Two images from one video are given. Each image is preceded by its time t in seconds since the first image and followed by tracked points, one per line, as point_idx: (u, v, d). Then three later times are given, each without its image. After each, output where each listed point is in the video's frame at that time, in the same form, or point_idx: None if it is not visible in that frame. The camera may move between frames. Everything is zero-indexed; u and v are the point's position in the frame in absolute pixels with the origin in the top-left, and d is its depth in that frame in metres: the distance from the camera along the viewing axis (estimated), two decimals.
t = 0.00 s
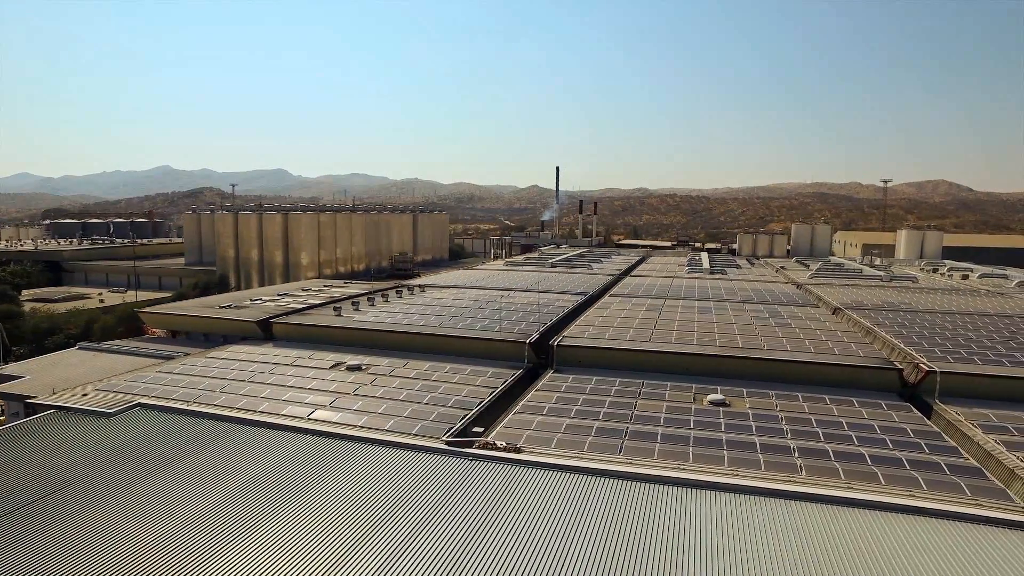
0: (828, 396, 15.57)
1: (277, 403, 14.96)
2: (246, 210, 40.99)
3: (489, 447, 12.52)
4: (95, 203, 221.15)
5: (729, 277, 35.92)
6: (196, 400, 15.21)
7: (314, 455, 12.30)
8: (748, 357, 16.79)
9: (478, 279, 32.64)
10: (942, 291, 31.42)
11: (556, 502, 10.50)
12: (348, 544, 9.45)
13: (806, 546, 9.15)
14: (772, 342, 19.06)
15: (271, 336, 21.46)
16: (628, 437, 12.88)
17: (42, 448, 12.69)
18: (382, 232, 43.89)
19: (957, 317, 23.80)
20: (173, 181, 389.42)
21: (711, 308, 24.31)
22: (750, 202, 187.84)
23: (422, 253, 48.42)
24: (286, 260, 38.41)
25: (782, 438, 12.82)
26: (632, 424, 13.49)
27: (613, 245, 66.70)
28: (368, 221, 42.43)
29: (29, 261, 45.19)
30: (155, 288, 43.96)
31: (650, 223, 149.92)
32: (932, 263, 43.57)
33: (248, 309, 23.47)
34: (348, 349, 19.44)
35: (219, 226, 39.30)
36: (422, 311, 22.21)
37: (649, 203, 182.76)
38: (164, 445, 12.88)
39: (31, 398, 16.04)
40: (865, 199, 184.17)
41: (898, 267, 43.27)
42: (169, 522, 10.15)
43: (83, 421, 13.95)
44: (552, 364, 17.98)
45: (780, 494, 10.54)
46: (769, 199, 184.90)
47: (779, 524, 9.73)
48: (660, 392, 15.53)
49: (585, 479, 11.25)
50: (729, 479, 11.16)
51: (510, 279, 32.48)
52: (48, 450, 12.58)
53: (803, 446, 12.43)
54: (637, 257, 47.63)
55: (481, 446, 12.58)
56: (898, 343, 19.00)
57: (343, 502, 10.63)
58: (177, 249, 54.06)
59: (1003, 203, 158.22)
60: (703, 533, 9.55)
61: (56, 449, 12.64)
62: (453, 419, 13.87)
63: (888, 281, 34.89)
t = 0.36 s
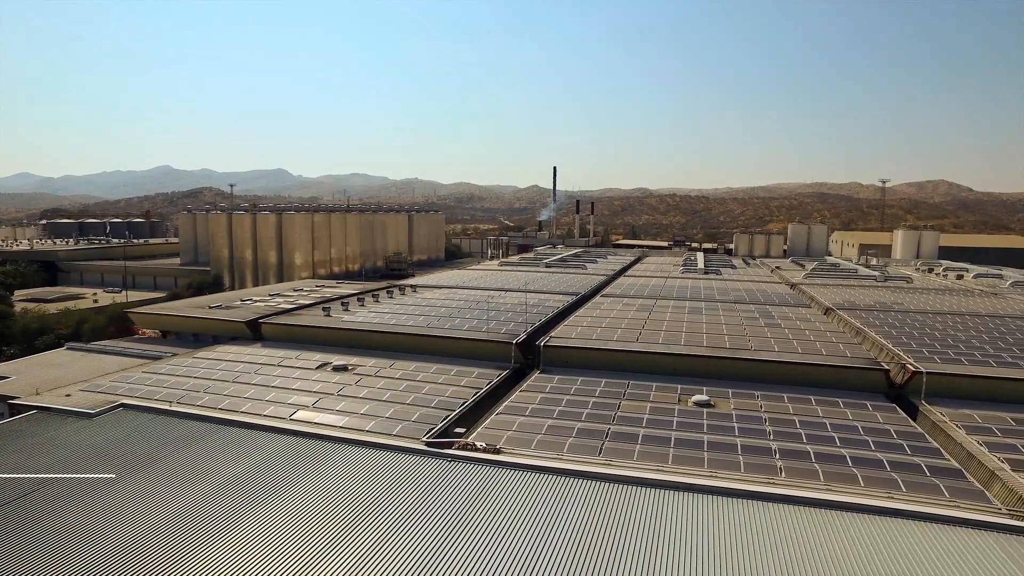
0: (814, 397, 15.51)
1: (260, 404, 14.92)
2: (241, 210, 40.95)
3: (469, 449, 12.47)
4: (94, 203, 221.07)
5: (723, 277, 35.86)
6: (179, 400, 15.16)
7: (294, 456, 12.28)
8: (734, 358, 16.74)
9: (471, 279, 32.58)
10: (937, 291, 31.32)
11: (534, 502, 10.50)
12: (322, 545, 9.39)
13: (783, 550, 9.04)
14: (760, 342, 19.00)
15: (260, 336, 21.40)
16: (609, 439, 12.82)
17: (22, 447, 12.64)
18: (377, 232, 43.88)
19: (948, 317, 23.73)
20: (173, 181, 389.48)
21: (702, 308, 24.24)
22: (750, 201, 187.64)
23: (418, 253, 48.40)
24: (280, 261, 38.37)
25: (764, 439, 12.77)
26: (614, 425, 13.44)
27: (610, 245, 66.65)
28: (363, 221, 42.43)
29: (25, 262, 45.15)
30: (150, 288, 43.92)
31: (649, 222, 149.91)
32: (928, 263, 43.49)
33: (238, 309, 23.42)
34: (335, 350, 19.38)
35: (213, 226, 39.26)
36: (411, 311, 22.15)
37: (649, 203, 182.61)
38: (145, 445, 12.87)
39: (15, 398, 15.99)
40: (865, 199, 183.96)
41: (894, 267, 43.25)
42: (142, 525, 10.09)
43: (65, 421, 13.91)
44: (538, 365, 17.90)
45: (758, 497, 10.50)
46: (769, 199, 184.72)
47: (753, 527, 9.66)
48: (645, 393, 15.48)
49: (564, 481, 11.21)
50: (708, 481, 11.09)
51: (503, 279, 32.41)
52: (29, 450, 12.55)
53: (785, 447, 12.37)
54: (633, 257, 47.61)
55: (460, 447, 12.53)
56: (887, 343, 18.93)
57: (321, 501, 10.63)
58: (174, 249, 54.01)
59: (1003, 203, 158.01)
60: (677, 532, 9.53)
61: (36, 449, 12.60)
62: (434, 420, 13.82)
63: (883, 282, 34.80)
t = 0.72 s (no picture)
0: (799, 398, 15.48)
1: (244, 404, 14.89)
2: (235, 210, 40.88)
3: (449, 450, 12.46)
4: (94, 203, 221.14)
5: (717, 278, 35.81)
6: (163, 400, 15.14)
7: (274, 456, 12.34)
8: (720, 359, 16.70)
9: (464, 280, 32.55)
10: (930, 292, 31.27)
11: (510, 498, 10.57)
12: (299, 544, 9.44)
13: (756, 549, 9.06)
14: (749, 343, 18.97)
15: (249, 337, 21.37)
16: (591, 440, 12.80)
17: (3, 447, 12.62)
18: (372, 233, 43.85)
19: (939, 319, 23.72)
20: (173, 181, 389.24)
21: (692, 309, 24.19)
22: (749, 202, 187.46)
23: (413, 254, 48.37)
24: (274, 261, 38.32)
25: (746, 441, 12.74)
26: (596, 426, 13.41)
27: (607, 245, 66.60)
28: (357, 221, 42.40)
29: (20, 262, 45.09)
30: (145, 288, 43.88)
31: (649, 222, 149.91)
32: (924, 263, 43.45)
33: (228, 310, 23.38)
34: (323, 350, 19.36)
35: (207, 226, 39.20)
36: (400, 312, 22.13)
37: (648, 203, 182.54)
38: (126, 446, 12.85)
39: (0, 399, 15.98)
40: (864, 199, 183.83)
41: (889, 267, 43.26)
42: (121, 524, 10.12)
43: (48, 422, 13.90)
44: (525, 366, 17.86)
45: (736, 499, 10.48)
46: (769, 199, 184.45)
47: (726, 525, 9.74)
48: (630, 394, 15.45)
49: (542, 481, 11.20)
50: (687, 483, 11.06)
51: (496, 279, 32.38)
52: (10, 450, 12.52)
53: (766, 449, 12.35)
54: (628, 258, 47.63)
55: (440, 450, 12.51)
56: (875, 343, 18.90)
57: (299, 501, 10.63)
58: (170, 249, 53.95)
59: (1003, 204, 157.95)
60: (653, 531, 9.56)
61: (17, 449, 12.58)
62: (416, 422, 13.79)
63: (878, 282, 34.76)
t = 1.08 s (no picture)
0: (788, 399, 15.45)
1: (228, 404, 14.92)
2: (229, 210, 40.84)
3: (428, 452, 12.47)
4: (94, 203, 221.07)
5: (711, 278, 35.84)
6: (148, 401, 15.15)
7: (256, 456, 12.35)
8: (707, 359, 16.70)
9: (458, 280, 32.54)
10: (924, 292, 31.23)
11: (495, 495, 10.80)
12: (284, 555, 9.50)
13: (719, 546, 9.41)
14: (737, 343, 18.97)
15: (238, 336, 21.38)
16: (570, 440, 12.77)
17: None
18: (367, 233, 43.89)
19: (930, 320, 23.68)
20: (173, 181, 389.43)
21: (684, 310, 24.19)
22: (749, 201, 187.30)
23: (409, 253, 48.41)
24: (268, 261, 38.32)
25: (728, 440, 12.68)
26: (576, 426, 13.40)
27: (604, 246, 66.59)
28: (353, 221, 42.48)
29: (15, 262, 45.08)
30: (140, 288, 43.87)
31: (648, 223, 149.80)
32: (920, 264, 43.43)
33: (218, 310, 23.37)
34: (311, 350, 19.38)
35: (201, 226, 39.17)
36: (390, 312, 22.14)
37: (648, 203, 182.45)
38: (111, 444, 12.90)
39: None
40: (864, 199, 183.71)
41: (885, 268, 43.25)
42: (109, 538, 10.24)
43: (33, 421, 13.93)
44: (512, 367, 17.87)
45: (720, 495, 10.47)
46: (768, 199, 184.35)
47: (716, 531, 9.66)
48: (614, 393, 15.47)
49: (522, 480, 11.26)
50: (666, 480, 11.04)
51: (489, 280, 32.39)
52: None
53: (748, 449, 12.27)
54: (624, 258, 47.67)
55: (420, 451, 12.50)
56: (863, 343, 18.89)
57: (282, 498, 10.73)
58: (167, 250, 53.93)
59: (1003, 204, 157.80)
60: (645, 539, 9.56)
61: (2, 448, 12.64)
62: (398, 422, 13.80)
63: (872, 283, 34.72)
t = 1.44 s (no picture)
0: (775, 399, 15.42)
1: (212, 405, 14.90)
2: (224, 210, 40.82)
3: (409, 453, 12.43)
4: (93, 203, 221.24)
5: (705, 278, 35.82)
6: (133, 401, 15.13)
7: (239, 456, 12.32)
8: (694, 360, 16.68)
9: (452, 280, 32.52)
10: (917, 293, 31.20)
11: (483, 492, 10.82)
12: (262, 556, 9.53)
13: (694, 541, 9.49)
14: (725, 343, 18.94)
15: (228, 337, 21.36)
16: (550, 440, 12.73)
17: None
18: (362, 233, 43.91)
19: (921, 321, 23.66)
20: (173, 181, 389.29)
21: (674, 311, 24.18)
22: (749, 201, 187.22)
23: (404, 254, 48.43)
24: (263, 261, 38.32)
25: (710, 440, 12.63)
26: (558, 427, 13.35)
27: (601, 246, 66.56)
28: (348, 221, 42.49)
29: (11, 262, 45.08)
30: (135, 288, 43.88)
31: (647, 223, 149.78)
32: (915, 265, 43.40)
33: (209, 310, 23.36)
34: (299, 351, 19.36)
35: (196, 226, 39.14)
36: (380, 312, 22.12)
37: (647, 203, 182.38)
38: (94, 444, 12.88)
39: None
40: (863, 199, 183.62)
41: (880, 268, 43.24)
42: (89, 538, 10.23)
43: (16, 421, 13.90)
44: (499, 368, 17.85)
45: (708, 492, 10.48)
46: (768, 199, 184.27)
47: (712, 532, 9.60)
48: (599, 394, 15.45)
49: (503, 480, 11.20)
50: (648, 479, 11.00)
51: (483, 280, 32.37)
52: None
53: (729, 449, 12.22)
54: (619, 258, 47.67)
55: (400, 451, 12.46)
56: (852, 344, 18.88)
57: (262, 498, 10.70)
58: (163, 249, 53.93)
59: (1002, 203, 157.75)
60: (641, 538, 9.52)
61: None
62: (381, 423, 13.78)
63: (866, 283, 34.67)
